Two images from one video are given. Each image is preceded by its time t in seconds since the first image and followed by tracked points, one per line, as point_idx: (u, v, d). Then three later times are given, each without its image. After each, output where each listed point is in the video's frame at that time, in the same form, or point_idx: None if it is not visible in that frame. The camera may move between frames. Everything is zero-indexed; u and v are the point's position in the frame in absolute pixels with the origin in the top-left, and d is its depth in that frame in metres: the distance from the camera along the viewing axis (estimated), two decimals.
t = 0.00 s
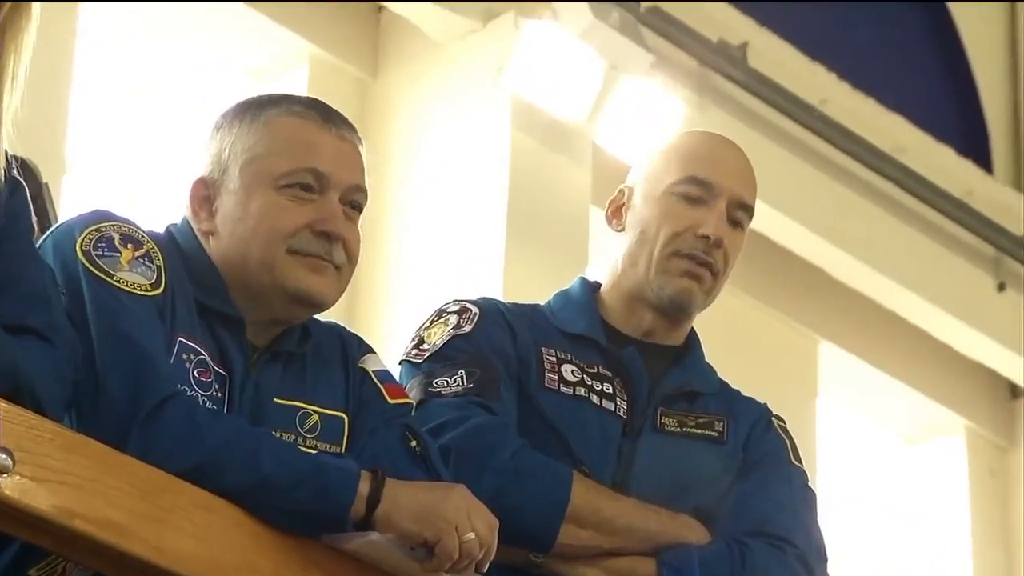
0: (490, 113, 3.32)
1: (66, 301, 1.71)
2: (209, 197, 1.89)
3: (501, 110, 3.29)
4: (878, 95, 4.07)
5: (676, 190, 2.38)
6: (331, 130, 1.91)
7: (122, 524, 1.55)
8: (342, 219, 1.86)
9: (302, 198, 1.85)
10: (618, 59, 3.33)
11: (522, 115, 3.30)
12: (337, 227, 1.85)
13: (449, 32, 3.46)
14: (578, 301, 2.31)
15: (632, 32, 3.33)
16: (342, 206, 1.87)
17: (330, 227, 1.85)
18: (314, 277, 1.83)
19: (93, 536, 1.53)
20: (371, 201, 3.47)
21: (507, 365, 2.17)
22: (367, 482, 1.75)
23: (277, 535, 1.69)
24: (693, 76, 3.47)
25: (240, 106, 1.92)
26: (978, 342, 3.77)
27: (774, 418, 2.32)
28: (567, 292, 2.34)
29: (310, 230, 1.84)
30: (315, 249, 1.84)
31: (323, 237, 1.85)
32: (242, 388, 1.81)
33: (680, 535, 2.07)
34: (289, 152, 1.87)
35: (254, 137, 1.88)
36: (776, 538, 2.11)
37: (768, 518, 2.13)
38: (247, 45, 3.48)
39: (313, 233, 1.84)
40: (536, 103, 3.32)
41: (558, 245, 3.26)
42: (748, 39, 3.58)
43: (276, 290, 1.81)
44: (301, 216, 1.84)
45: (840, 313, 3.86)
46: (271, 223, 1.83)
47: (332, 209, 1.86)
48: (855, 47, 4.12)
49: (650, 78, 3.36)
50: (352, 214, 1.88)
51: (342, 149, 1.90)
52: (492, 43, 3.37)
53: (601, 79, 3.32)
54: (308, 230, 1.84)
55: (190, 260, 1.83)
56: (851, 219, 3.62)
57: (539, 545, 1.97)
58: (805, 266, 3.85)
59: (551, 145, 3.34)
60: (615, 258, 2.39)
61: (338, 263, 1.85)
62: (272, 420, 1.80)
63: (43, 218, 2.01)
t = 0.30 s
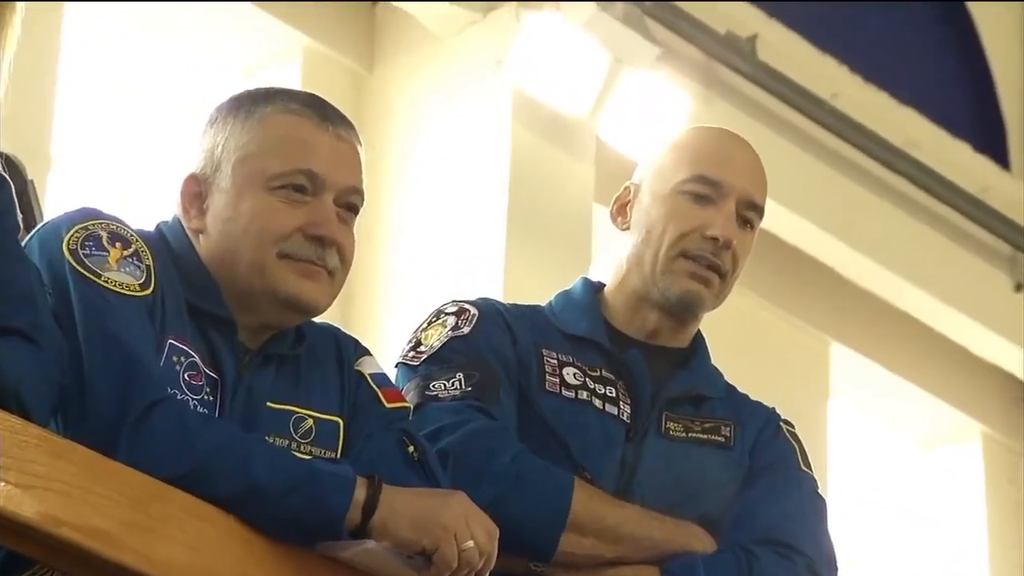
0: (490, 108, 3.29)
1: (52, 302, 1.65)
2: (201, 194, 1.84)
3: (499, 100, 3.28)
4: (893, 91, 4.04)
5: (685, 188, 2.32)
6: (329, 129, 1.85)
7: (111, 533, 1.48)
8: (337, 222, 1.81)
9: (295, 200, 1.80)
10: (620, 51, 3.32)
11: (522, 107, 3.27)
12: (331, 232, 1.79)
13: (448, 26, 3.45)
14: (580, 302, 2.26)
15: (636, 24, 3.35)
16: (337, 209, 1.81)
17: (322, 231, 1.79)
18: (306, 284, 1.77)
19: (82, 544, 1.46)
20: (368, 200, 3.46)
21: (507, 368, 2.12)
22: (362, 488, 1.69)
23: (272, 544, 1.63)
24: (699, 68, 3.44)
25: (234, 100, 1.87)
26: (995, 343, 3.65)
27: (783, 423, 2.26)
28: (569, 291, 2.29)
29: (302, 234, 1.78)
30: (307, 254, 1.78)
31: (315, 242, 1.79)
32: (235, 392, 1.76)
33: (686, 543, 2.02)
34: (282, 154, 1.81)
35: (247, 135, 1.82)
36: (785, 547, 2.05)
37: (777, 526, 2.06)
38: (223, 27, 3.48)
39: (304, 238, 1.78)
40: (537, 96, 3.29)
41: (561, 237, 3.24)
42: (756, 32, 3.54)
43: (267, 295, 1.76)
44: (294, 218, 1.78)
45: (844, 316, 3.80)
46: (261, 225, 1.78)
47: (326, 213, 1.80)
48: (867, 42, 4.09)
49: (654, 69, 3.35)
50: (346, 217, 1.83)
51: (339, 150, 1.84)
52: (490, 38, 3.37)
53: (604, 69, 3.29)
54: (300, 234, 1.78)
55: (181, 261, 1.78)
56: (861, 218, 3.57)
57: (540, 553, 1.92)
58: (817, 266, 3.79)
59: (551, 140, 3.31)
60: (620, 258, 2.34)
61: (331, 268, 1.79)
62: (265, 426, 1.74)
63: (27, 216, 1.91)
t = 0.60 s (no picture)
0: (487, 99, 3.36)
1: (40, 299, 1.60)
2: (193, 191, 1.79)
3: (499, 91, 3.34)
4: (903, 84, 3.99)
5: (692, 185, 2.27)
6: (325, 124, 1.81)
7: (100, 538, 1.42)
8: (333, 219, 1.76)
9: (290, 197, 1.75)
10: (624, 43, 3.34)
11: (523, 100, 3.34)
12: (327, 229, 1.75)
13: (447, 17, 3.52)
14: (583, 302, 2.22)
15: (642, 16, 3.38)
16: (333, 206, 1.77)
17: (318, 229, 1.74)
18: (303, 283, 1.73)
19: (72, 550, 1.40)
20: (366, 191, 3.55)
21: (509, 369, 2.07)
22: (360, 492, 1.65)
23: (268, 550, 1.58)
24: (705, 61, 3.41)
25: (227, 94, 1.82)
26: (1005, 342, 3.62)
27: (792, 426, 2.22)
28: (573, 290, 2.25)
29: (298, 232, 1.74)
30: (303, 252, 1.74)
31: (311, 240, 1.75)
32: (230, 394, 1.71)
33: (692, 547, 1.97)
34: (276, 149, 1.76)
35: (242, 130, 1.78)
36: (793, 553, 2.01)
37: (785, 532, 2.02)
38: (230, 22, 3.62)
39: (300, 236, 1.74)
40: (537, 87, 3.34)
41: (566, 231, 3.28)
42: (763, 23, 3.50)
43: (262, 295, 1.72)
44: (289, 216, 1.74)
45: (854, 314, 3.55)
46: (256, 223, 1.73)
47: (322, 210, 1.75)
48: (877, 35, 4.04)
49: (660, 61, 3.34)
50: (342, 214, 1.78)
51: (335, 145, 1.80)
52: (489, 32, 3.44)
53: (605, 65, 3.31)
54: (296, 232, 1.74)
55: (174, 259, 1.73)
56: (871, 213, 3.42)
57: (542, 560, 1.87)
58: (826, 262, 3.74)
59: (555, 134, 3.36)
60: (624, 256, 2.29)
61: (327, 267, 1.75)
62: (260, 429, 1.70)
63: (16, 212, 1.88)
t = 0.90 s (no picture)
0: (487, 95, 3.41)
1: (34, 298, 1.56)
2: (188, 187, 1.76)
3: (498, 87, 3.38)
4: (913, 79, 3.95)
5: (699, 184, 2.23)
6: (322, 119, 1.78)
7: (94, 541, 1.38)
8: (330, 217, 1.73)
9: (287, 194, 1.72)
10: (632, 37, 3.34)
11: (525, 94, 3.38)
12: (324, 227, 1.71)
13: (448, 10, 3.57)
14: (586, 302, 2.19)
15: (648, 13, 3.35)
16: (331, 204, 1.74)
17: (315, 227, 1.71)
18: (301, 283, 1.70)
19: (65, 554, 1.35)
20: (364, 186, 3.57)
21: (510, 370, 2.05)
22: (360, 495, 1.62)
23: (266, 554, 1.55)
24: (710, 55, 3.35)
25: (223, 89, 1.79)
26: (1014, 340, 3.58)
27: (798, 428, 2.18)
28: (578, 290, 2.22)
29: (295, 230, 1.71)
30: (300, 251, 1.71)
31: (307, 238, 1.72)
32: (227, 395, 1.69)
33: (698, 549, 1.94)
34: (273, 145, 1.73)
35: (237, 126, 1.75)
36: (799, 556, 1.98)
37: (792, 535, 1.99)
38: (229, 21, 3.62)
39: (297, 234, 1.71)
40: (537, 81, 3.38)
41: (563, 231, 3.30)
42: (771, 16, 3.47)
43: (259, 295, 1.69)
44: (286, 213, 1.71)
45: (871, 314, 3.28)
46: (252, 220, 1.70)
47: (320, 207, 1.72)
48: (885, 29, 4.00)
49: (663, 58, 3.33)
50: (339, 212, 1.75)
51: (333, 142, 1.77)
52: (491, 25, 3.49)
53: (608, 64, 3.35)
54: (293, 229, 1.71)
55: (169, 258, 1.70)
56: (880, 210, 3.25)
57: (542, 563, 1.85)
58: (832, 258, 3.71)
59: (557, 130, 3.40)
60: (629, 255, 2.26)
61: (325, 265, 1.72)
62: (257, 430, 1.68)
63: (8, 208, 1.87)
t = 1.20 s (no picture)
0: (488, 91, 3.42)
1: (32, 296, 1.55)
2: (187, 183, 1.75)
3: (498, 86, 3.40)
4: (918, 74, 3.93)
5: (700, 182, 2.22)
6: (322, 116, 1.77)
7: (95, 541, 1.37)
8: (330, 214, 1.72)
9: (287, 191, 1.71)
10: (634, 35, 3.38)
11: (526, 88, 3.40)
12: (323, 224, 1.71)
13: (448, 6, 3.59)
14: (587, 301, 2.18)
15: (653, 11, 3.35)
16: (331, 202, 1.73)
17: (315, 224, 1.70)
18: (301, 281, 1.69)
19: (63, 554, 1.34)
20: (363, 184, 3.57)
21: (511, 368, 2.04)
22: (360, 494, 1.61)
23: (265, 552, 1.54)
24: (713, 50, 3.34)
25: (222, 84, 1.77)
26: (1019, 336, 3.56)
27: (800, 427, 2.17)
28: (578, 288, 2.21)
29: (294, 228, 1.70)
30: (300, 249, 1.70)
31: (308, 236, 1.71)
32: (226, 394, 1.68)
33: (700, 549, 1.93)
34: (273, 142, 1.72)
35: (237, 122, 1.74)
36: (802, 556, 1.97)
37: (796, 536, 1.98)
38: (230, 19, 3.63)
39: (297, 232, 1.70)
40: (538, 78, 3.40)
41: (565, 229, 3.29)
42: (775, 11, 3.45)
43: (259, 293, 1.68)
44: (286, 210, 1.70)
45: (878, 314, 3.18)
46: (252, 218, 1.69)
47: (320, 205, 1.71)
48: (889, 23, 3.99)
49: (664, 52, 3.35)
50: (339, 209, 1.74)
51: (333, 139, 1.76)
52: (489, 21, 3.51)
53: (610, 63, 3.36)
54: (293, 227, 1.70)
55: (168, 255, 1.69)
56: (886, 209, 3.23)
57: (544, 563, 1.84)
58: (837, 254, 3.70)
59: (557, 126, 3.41)
60: (630, 254, 2.25)
61: (324, 263, 1.71)
62: (257, 429, 1.67)
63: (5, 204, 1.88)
